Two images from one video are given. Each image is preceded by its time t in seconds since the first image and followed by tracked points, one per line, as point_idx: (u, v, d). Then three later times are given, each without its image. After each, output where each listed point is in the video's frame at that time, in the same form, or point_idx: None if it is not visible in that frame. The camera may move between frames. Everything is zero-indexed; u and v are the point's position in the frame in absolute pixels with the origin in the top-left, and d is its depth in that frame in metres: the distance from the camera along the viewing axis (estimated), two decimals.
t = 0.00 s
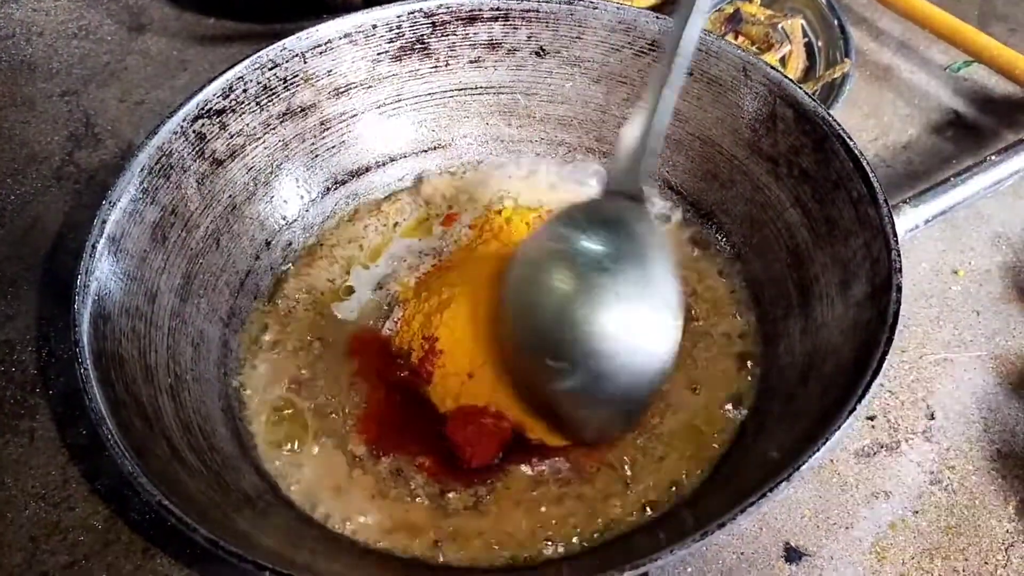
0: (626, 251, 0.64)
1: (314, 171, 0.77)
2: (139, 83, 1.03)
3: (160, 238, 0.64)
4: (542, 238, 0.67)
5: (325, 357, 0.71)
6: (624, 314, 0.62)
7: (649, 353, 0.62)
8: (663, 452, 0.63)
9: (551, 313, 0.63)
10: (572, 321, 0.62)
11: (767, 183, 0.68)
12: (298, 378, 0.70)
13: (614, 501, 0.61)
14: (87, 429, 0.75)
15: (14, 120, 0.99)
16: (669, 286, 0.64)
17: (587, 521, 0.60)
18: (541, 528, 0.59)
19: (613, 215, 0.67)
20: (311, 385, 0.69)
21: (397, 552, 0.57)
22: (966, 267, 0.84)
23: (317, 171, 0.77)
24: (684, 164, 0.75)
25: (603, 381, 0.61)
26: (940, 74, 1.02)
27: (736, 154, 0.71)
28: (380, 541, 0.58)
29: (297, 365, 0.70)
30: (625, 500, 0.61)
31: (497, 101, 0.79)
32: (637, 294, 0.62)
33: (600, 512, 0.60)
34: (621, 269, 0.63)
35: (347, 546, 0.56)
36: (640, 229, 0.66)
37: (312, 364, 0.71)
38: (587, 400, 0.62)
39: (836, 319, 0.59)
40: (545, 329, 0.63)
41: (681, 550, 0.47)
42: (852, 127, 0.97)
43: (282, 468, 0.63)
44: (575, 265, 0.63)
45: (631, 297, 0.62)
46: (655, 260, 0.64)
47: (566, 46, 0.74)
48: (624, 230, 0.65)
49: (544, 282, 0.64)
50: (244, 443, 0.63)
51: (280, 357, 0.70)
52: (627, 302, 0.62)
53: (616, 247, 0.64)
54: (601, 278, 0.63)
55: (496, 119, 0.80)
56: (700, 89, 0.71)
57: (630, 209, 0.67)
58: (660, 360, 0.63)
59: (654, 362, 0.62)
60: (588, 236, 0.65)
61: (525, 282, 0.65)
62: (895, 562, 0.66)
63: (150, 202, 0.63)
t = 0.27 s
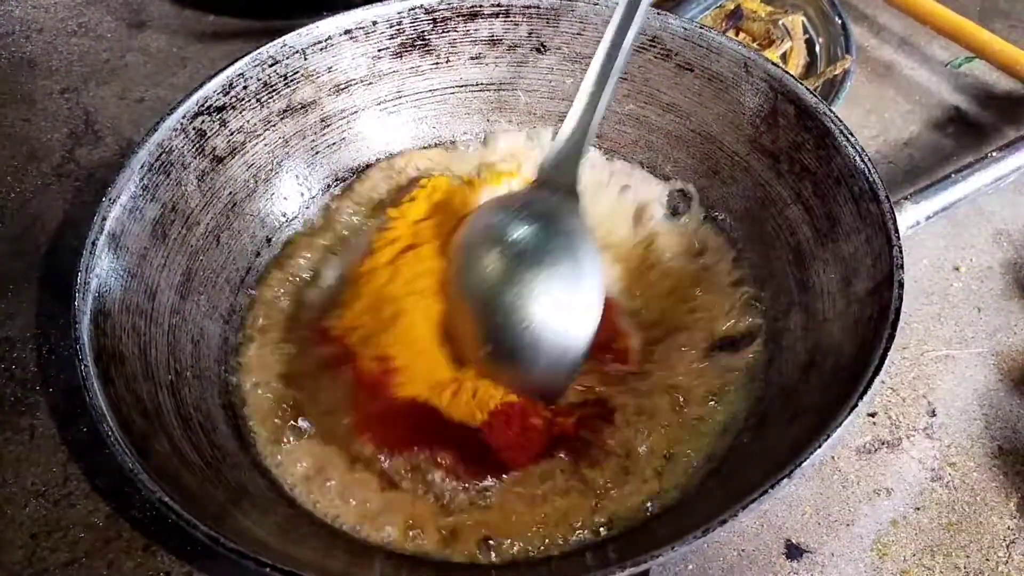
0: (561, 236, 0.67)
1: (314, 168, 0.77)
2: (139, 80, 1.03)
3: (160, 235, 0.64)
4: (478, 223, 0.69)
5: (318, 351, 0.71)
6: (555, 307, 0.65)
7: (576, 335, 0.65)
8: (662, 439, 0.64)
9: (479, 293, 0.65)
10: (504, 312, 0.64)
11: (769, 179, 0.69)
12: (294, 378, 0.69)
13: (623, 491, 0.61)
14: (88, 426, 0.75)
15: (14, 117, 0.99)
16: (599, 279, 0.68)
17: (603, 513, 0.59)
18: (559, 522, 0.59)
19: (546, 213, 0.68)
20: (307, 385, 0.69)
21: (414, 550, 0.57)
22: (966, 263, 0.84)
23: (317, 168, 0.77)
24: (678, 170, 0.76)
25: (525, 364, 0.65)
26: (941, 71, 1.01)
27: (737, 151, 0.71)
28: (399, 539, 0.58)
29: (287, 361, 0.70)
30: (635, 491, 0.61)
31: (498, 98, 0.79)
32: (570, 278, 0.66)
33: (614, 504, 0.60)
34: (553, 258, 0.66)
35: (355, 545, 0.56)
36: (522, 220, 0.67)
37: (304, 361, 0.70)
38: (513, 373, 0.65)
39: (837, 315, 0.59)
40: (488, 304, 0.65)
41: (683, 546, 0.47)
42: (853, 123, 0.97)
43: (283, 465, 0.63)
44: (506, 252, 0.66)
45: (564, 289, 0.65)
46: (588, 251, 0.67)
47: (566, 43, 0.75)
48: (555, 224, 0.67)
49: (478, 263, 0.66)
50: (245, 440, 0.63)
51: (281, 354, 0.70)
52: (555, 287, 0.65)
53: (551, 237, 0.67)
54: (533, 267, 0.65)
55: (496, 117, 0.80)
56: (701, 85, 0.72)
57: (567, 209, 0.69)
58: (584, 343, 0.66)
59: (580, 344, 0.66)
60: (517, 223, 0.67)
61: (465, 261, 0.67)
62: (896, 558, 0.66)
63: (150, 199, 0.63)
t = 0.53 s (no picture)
0: (631, 223, 0.68)
1: (312, 166, 0.78)
2: (137, 78, 1.03)
3: (157, 233, 0.64)
4: (548, 210, 0.72)
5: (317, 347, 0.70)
6: (628, 290, 0.67)
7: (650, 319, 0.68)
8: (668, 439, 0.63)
9: (548, 277, 0.69)
10: (564, 288, 0.68)
11: (767, 177, 0.69)
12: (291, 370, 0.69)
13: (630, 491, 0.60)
14: (86, 425, 0.75)
15: (13, 115, 0.98)
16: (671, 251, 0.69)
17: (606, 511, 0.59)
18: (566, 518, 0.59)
19: (621, 189, 0.69)
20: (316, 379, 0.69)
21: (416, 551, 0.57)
22: (965, 261, 0.84)
23: (315, 166, 0.78)
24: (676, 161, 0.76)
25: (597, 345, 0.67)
26: (940, 68, 1.01)
27: (737, 148, 0.71)
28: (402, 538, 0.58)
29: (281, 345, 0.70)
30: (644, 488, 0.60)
31: (495, 95, 0.79)
32: (643, 261, 0.67)
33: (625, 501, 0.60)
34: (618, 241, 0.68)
35: (356, 550, 0.55)
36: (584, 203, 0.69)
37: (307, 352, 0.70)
38: (592, 357, 0.68)
39: (835, 314, 0.59)
40: (551, 292, 0.69)
41: (680, 545, 0.47)
42: (852, 121, 0.97)
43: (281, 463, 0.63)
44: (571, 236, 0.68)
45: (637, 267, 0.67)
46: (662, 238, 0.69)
47: (564, 40, 0.74)
48: (623, 206, 0.69)
49: (546, 251, 0.69)
50: (242, 439, 0.63)
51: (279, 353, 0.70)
52: (627, 266, 0.67)
53: (624, 222, 0.68)
54: (600, 249, 0.67)
55: (494, 114, 0.80)
56: (700, 83, 0.71)
57: (620, 178, 0.69)
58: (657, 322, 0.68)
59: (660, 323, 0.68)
60: (587, 210, 0.69)
61: (529, 253, 0.71)
62: (895, 556, 0.66)
63: (147, 198, 0.63)
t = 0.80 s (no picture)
0: (607, 270, 0.66)
1: (313, 163, 0.78)
2: (138, 75, 1.03)
3: (159, 230, 0.65)
4: (512, 254, 0.70)
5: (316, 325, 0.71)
6: (604, 337, 0.64)
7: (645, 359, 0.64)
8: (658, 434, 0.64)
9: (513, 322, 0.66)
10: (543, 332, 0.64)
11: (769, 174, 0.69)
12: (290, 360, 0.69)
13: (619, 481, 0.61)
14: (87, 422, 0.75)
15: (14, 112, 0.98)
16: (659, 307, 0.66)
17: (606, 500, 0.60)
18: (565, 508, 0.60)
19: (602, 237, 0.68)
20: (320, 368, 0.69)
21: (418, 540, 0.57)
22: (966, 258, 0.84)
23: (316, 163, 0.78)
24: (683, 155, 0.76)
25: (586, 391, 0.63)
26: (941, 65, 1.01)
27: (738, 144, 0.72)
28: (408, 532, 0.58)
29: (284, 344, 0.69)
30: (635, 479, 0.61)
31: (497, 92, 0.79)
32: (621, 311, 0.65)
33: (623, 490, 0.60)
34: (599, 288, 0.65)
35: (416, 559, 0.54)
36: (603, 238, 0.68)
37: (300, 335, 0.70)
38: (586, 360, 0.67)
39: (836, 310, 0.59)
40: (523, 331, 0.65)
41: (682, 540, 0.47)
42: (853, 118, 0.97)
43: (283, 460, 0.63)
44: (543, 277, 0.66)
45: (616, 308, 0.65)
46: (639, 280, 0.66)
47: (565, 37, 0.75)
48: (602, 255, 0.67)
49: (518, 294, 0.67)
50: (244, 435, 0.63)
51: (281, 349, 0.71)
52: (609, 316, 0.64)
53: (599, 269, 0.66)
54: (570, 295, 0.65)
55: (495, 110, 0.80)
56: (701, 79, 0.72)
57: (601, 231, 0.69)
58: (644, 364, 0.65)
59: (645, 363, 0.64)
60: (559, 254, 0.67)
61: (501, 291, 0.68)
62: (896, 553, 0.66)
63: (149, 194, 0.63)
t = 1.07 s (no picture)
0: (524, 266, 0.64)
1: (313, 159, 0.78)
2: (138, 72, 1.03)
3: (158, 226, 0.65)
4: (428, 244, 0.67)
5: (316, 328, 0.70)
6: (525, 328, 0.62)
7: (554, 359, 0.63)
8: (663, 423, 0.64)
9: (429, 305, 0.63)
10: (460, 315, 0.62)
11: (768, 169, 0.69)
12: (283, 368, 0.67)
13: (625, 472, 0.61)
14: (87, 418, 0.75)
15: (13, 109, 0.98)
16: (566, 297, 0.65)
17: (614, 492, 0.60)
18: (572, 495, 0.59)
19: (517, 232, 0.67)
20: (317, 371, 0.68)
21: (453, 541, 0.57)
22: (966, 254, 0.84)
23: (315, 159, 0.78)
24: (682, 152, 0.76)
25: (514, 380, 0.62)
26: (941, 62, 1.01)
27: (737, 141, 0.72)
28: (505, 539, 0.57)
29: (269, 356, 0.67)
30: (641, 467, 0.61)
31: (497, 89, 0.79)
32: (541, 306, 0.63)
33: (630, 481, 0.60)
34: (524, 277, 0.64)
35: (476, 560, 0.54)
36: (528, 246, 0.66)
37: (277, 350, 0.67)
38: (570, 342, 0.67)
39: (836, 306, 0.59)
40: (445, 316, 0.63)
41: (681, 536, 0.47)
42: (853, 114, 0.97)
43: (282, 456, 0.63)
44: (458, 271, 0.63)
45: (526, 307, 0.63)
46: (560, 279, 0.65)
47: (565, 33, 0.75)
48: (526, 247, 0.66)
49: (430, 280, 0.64)
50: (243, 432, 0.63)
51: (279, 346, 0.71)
52: (525, 309, 0.63)
53: (510, 268, 0.64)
54: (484, 295, 0.63)
55: (495, 107, 0.80)
56: (700, 76, 0.72)
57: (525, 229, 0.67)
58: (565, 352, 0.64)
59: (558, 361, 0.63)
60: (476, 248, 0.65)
61: (415, 269, 0.66)
62: (895, 549, 0.66)
63: (147, 191, 0.63)
